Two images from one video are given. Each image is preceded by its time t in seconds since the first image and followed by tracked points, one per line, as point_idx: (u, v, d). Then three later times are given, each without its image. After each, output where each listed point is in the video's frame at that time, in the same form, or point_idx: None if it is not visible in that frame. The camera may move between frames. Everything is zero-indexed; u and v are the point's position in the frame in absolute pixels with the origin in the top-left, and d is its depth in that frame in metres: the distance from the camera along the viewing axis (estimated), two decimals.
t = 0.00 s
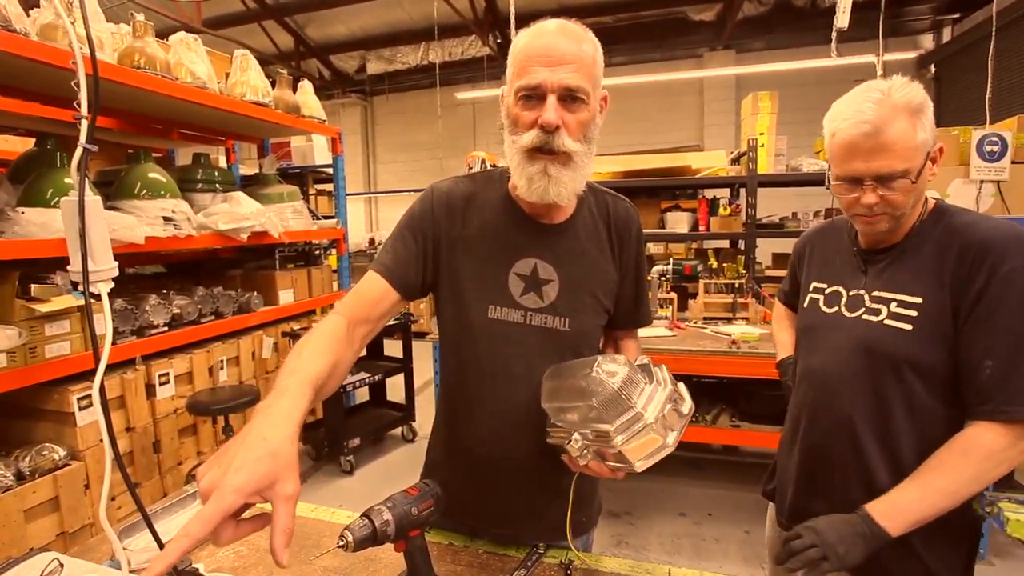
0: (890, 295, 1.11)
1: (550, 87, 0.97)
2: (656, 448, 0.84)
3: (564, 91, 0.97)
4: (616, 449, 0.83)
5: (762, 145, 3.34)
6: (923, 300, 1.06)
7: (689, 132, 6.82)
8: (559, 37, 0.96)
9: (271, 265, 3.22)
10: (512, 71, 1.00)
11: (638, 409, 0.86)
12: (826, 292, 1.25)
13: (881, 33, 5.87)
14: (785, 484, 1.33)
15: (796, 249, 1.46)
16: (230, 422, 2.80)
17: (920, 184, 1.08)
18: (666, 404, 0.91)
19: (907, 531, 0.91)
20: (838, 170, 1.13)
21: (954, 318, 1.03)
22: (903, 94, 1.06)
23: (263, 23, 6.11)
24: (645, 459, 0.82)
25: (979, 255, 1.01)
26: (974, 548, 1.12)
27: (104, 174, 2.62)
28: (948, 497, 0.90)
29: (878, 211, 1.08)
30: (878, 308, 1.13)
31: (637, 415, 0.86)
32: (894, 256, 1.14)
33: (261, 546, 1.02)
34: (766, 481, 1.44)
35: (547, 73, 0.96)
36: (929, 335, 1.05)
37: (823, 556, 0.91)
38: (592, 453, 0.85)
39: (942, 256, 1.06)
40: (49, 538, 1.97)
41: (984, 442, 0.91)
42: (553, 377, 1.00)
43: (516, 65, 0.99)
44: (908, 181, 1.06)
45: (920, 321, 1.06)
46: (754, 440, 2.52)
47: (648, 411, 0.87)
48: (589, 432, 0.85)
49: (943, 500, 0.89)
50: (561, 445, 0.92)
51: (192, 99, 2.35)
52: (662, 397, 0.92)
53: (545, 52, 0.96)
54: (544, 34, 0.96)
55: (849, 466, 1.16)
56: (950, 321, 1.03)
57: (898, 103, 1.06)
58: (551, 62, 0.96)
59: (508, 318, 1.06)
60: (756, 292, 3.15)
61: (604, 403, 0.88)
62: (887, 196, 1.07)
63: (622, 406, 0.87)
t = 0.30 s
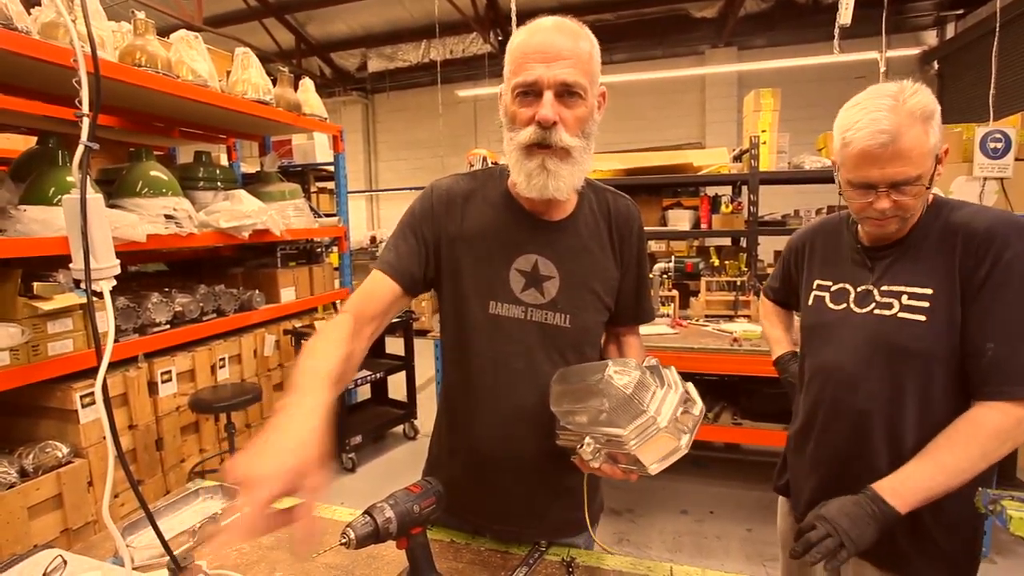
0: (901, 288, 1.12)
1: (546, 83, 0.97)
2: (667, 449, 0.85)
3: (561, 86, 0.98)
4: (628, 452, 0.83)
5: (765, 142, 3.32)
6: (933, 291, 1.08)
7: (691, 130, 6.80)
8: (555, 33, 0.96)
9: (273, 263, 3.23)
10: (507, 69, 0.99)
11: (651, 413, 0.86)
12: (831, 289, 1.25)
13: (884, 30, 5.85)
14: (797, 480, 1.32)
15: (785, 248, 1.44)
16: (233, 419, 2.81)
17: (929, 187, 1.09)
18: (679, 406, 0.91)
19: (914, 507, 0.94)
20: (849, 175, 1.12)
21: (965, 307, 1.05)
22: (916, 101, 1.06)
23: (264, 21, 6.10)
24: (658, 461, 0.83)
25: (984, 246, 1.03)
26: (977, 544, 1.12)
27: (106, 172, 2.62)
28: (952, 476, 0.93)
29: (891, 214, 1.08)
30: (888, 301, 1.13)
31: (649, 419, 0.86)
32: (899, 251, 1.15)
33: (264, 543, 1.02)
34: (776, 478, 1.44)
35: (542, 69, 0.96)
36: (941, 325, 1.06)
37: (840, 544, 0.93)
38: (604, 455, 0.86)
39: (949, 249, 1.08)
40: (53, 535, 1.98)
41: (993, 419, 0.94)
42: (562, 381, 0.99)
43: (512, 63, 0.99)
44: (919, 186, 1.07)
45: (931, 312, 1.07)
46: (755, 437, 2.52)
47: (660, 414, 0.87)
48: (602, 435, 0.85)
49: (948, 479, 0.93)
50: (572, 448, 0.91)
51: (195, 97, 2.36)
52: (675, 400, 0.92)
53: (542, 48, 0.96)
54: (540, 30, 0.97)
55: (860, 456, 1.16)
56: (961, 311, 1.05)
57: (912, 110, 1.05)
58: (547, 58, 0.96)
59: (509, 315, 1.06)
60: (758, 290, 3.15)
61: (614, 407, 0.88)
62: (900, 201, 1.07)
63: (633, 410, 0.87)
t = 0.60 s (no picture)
0: (902, 286, 1.12)
1: (510, 88, 0.96)
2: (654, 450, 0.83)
3: (526, 89, 0.97)
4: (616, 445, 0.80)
5: (767, 143, 3.32)
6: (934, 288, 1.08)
7: (693, 130, 6.80)
8: (517, 36, 0.95)
9: (276, 264, 3.23)
10: (473, 76, 0.99)
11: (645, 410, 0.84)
12: (835, 288, 1.25)
13: (888, 30, 5.84)
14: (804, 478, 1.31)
15: (794, 247, 1.45)
16: (236, 420, 2.82)
17: (932, 187, 1.09)
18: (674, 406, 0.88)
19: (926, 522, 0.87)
20: (852, 177, 1.12)
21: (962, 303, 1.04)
22: (917, 103, 1.05)
23: (267, 23, 6.12)
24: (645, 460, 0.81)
25: (980, 242, 1.03)
26: (981, 544, 1.11)
27: (110, 173, 2.63)
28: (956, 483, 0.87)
29: (895, 215, 1.09)
30: (891, 299, 1.13)
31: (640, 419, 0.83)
32: (902, 250, 1.15)
33: (268, 544, 1.02)
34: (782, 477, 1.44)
35: (506, 75, 0.95)
36: (941, 321, 1.06)
37: (855, 566, 0.81)
38: (590, 449, 0.84)
39: (950, 248, 1.08)
40: (58, 535, 1.98)
41: (984, 411, 0.90)
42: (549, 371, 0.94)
43: (477, 70, 0.98)
44: (923, 187, 1.07)
45: (933, 310, 1.07)
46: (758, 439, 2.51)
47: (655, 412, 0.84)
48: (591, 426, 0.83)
49: (952, 486, 0.86)
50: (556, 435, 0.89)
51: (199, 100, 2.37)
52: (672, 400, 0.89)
53: (505, 53, 0.95)
54: (504, 34, 0.96)
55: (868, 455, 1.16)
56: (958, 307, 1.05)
57: (913, 111, 1.05)
58: (509, 62, 0.95)
59: (511, 315, 1.06)
60: (761, 291, 3.14)
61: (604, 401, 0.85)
62: (904, 202, 1.07)
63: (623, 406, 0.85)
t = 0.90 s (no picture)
0: (895, 286, 1.12)
1: (508, 88, 0.96)
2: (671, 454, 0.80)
3: (524, 89, 0.97)
4: (629, 453, 0.79)
5: (769, 143, 3.31)
6: (924, 290, 1.07)
7: (694, 130, 6.80)
8: (514, 37, 0.95)
9: (277, 264, 3.23)
10: (471, 77, 0.99)
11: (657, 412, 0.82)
12: (836, 285, 1.26)
13: (889, 30, 5.83)
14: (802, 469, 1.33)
15: (804, 242, 1.47)
16: (237, 420, 2.82)
17: (936, 187, 1.09)
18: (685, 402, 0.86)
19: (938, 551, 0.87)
20: (855, 177, 1.12)
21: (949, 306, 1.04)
22: (919, 103, 1.05)
23: (268, 23, 6.12)
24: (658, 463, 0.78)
25: (972, 244, 1.02)
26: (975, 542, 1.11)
27: (112, 174, 2.63)
28: (946, 503, 0.87)
29: (897, 214, 1.09)
30: (884, 299, 1.14)
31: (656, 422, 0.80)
32: (900, 250, 1.15)
33: (270, 544, 1.03)
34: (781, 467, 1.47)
35: (503, 74, 0.95)
36: (930, 324, 1.06)
37: None
38: (604, 451, 0.83)
39: (940, 248, 1.08)
40: (59, 535, 1.99)
41: (953, 417, 0.90)
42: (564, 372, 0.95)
43: (474, 70, 0.98)
44: (926, 186, 1.06)
45: (921, 312, 1.07)
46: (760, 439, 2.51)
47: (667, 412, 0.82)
48: (602, 431, 0.81)
49: (940, 506, 0.87)
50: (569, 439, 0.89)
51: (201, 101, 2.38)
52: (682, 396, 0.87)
53: (502, 53, 0.95)
54: (501, 35, 0.96)
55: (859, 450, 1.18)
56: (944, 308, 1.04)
57: (916, 111, 1.05)
58: (507, 62, 0.95)
59: (508, 313, 1.05)
60: (762, 291, 3.14)
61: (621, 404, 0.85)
62: (907, 201, 1.07)
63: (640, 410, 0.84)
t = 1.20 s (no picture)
0: (891, 289, 1.12)
1: (507, 87, 0.96)
2: (669, 448, 0.74)
3: (523, 87, 0.97)
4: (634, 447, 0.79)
5: (768, 143, 3.32)
6: (918, 293, 1.08)
7: (694, 130, 6.80)
8: (512, 37, 0.95)
9: (277, 264, 3.23)
10: (470, 77, 0.99)
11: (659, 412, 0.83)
12: (838, 285, 1.28)
13: (889, 30, 5.84)
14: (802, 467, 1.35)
15: (809, 245, 1.49)
16: (237, 420, 2.82)
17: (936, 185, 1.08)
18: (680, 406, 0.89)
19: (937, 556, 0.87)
20: (854, 174, 1.12)
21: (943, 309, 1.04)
22: (919, 101, 1.06)
23: (268, 22, 6.12)
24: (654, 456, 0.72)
25: (969, 247, 1.02)
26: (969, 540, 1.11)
27: (111, 173, 2.63)
28: (943, 510, 0.88)
29: (896, 212, 1.08)
30: (881, 301, 1.14)
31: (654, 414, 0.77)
32: (899, 251, 1.15)
33: (268, 543, 1.03)
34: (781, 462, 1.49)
35: (502, 74, 0.95)
36: (926, 326, 1.06)
37: None
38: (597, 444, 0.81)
39: (937, 250, 1.08)
40: (58, 535, 1.99)
41: (946, 423, 0.91)
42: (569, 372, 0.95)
43: (473, 70, 0.98)
44: (925, 184, 1.06)
45: (916, 315, 1.07)
46: (759, 439, 2.51)
47: (668, 413, 0.84)
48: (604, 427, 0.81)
49: (935, 512, 0.88)
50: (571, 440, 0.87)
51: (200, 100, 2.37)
52: (677, 400, 0.90)
53: (500, 53, 0.95)
54: (499, 35, 0.96)
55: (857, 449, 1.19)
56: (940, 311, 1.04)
57: (913, 109, 1.05)
58: (505, 62, 0.95)
59: (504, 313, 1.05)
60: (761, 290, 3.14)
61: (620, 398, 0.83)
62: (906, 198, 1.07)
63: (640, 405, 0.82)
